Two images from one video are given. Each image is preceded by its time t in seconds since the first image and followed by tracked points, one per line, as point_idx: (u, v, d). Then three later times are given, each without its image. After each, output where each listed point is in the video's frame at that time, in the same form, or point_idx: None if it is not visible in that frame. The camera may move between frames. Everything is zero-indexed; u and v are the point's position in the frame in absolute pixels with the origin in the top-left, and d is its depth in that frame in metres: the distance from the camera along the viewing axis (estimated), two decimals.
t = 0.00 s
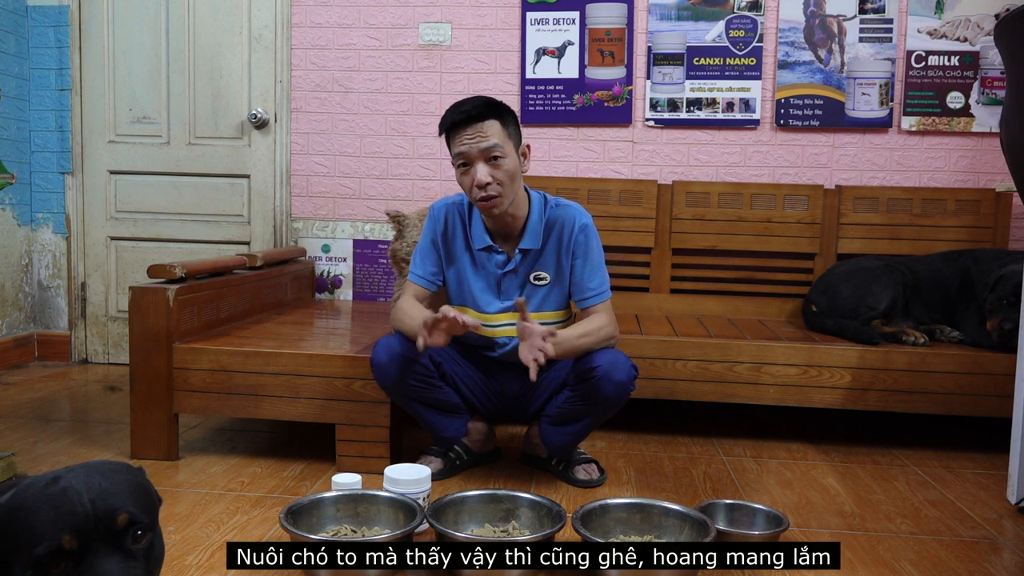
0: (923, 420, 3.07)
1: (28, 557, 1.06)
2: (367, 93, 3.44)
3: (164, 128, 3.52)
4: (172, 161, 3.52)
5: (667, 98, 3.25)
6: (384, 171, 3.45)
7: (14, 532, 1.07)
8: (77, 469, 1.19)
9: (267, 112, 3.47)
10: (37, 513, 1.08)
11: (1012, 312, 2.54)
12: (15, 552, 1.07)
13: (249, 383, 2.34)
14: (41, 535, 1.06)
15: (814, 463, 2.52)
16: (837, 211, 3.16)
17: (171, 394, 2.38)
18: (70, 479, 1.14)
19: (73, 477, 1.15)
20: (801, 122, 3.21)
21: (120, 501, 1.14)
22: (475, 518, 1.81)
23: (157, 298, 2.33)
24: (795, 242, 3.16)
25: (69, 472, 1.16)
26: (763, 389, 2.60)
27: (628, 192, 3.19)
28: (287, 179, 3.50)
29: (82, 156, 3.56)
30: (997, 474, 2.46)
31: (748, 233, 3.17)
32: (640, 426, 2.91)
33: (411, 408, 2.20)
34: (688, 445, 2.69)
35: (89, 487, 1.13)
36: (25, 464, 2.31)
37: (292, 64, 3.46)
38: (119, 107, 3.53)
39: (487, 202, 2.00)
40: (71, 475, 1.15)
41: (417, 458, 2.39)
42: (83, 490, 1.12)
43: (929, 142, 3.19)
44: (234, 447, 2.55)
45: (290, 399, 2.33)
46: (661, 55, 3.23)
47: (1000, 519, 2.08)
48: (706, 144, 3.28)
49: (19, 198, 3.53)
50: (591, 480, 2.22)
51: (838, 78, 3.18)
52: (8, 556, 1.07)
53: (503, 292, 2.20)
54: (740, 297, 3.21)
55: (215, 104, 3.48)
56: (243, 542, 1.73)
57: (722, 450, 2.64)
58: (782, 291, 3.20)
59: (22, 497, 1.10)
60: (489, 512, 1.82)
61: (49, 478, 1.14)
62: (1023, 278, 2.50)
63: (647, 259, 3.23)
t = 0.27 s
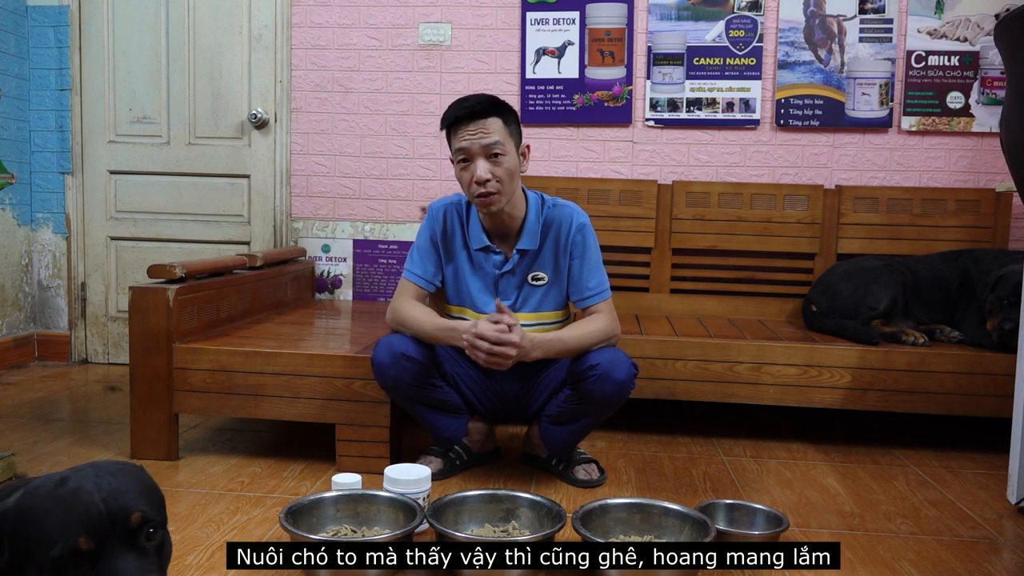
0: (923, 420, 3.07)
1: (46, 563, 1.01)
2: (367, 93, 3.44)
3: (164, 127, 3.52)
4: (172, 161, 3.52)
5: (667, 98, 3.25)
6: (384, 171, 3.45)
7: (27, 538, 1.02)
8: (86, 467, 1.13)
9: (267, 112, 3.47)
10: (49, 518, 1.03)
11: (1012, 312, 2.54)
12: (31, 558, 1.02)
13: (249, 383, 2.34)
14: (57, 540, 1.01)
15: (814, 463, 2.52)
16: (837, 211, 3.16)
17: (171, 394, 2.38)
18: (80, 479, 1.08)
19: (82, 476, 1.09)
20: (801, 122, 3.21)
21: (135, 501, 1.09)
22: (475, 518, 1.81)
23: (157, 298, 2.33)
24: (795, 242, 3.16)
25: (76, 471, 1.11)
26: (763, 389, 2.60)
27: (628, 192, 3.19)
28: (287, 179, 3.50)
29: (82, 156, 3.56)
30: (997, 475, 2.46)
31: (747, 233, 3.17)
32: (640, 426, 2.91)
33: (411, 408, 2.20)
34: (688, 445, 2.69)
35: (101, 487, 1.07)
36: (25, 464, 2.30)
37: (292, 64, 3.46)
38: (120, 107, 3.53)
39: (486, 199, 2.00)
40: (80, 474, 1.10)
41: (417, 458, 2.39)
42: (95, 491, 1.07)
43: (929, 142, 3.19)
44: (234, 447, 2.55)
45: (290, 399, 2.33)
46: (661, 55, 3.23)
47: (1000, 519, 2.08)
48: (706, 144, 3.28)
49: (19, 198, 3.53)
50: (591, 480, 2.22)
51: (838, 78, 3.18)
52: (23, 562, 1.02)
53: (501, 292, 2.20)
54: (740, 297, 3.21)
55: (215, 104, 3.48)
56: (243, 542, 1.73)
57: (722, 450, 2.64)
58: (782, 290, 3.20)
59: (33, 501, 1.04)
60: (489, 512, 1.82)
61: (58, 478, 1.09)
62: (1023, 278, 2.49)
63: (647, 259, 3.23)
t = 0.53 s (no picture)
0: (923, 420, 3.07)
1: None
2: (367, 93, 3.44)
3: (164, 128, 3.52)
4: (172, 161, 3.52)
5: (667, 98, 3.25)
6: (384, 171, 3.45)
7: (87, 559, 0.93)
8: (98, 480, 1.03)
9: (267, 112, 3.47)
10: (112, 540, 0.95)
11: (1012, 312, 2.54)
12: None
13: (249, 382, 2.34)
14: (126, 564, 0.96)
15: (814, 464, 2.52)
16: (837, 211, 3.16)
17: (171, 394, 2.38)
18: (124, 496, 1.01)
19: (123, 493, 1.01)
20: (801, 122, 3.21)
21: (174, 516, 1.04)
22: (475, 518, 1.81)
23: (157, 298, 2.33)
24: (795, 242, 3.16)
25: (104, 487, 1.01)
26: (763, 389, 2.60)
27: (628, 192, 3.19)
28: (287, 179, 3.50)
29: (82, 156, 3.56)
30: (997, 475, 2.46)
31: (747, 233, 3.17)
32: (640, 426, 2.91)
33: (411, 408, 2.20)
34: (688, 445, 2.69)
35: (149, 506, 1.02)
36: (25, 464, 2.30)
37: (292, 64, 3.46)
38: (119, 107, 3.53)
39: (485, 201, 2.00)
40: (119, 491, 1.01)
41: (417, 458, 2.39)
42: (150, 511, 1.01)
43: (929, 142, 3.19)
44: (234, 447, 2.55)
45: (290, 399, 2.33)
46: (661, 55, 3.23)
47: (1000, 519, 2.08)
48: (706, 144, 3.28)
49: (19, 198, 3.53)
50: (591, 480, 2.22)
51: (838, 78, 3.18)
52: None
53: (500, 293, 2.20)
54: (740, 297, 3.21)
55: (215, 104, 3.48)
56: (242, 542, 1.72)
57: (722, 450, 2.64)
58: (782, 290, 3.20)
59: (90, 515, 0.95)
60: (489, 512, 1.82)
61: (90, 493, 0.99)
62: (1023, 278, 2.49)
63: (647, 259, 3.23)
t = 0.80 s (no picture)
0: (923, 420, 3.07)
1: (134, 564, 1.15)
2: (367, 93, 3.44)
3: (164, 128, 3.52)
4: (172, 161, 3.52)
5: (667, 98, 3.25)
6: (384, 171, 3.45)
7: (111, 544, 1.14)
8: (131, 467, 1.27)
9: (267, 112, 3.47)
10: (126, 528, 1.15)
11: (1012, 312, 2.54)
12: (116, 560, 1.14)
13: (249, 382, 2.34)
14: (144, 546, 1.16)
15: (814, 464, 2.52)
16: (837, 211, 3.16)
17: (171, 394, 2.38)
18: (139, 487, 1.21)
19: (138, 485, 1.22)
20: (801, 122, 3.21)
21: (196, 497, 1.28)
22: (475, 518, 1.81)
23: (157, 298, 2.33)
24: (795, 242, 3.16)
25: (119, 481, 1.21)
26: (763, 389, 2.60)
27: (628, 192, 3.19)
28: (287, 179, 3.50)
29: (82, 156, 3.56)
30: (997, 475, 2.46)
31: (747, 233, 3.17)
32: (640, 426, 2.91)
33: (411, 408, 2.20)
34: (688, 445, 2.69)
35: (167, 492, 1.23)
36: (25, 464, 2.30)
37: (292, 64, 3.46)
38: (119, 107, 3.53)
39: (485, 204, 2.00)
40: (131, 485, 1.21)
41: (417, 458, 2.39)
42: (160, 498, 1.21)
43: (929, 142, 3.19)
44: (234, 447, 2.55)
45: (290, 399, 2.33)
46: (661, 55, 3.23)
47: (1000, 519, 2.08)
48: (706, 144, 3.28)
49: (19, 198, 3.53)
50: (591, 480, 2.22)
51: (838, 78, 3.18)
52: (106, 563, 1.14)
53: (500, 292, 2.20)
54: (740, 297, 3.21)
55: (215, 104, 3.48)
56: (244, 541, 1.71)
57: (722, 450, 2.64)
58: (782, 290, 3.20)
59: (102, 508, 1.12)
60: (489, 512, 1.82)
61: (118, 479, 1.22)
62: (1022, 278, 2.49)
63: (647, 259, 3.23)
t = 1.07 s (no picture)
0: (923, 420, 3.07)
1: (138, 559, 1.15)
2: (367, 93, 3.44)
3: (164, 127, 3.52)
4: (172, 161, 3.52)
5: (667, 98, 3.25)
6: (384, 171, 3.45)
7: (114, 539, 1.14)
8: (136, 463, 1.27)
9: (267, 112, 3.47)
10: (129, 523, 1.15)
11: (1012, 312, 2.54)
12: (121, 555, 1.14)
13: (249, 382, 2.34)
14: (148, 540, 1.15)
15: (814, 464, 2.52)
16: (837, 211, 3.16)
17: (171, 394, 2.38)
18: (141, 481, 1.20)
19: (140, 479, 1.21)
20: (801, 122, 3.21)
21: (200, 492, 1.27)
22: (475, 518, 1.81)
23: (157, 298, 2.33)
24: (795, 242, 3.16)
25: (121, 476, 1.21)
26: (763, 389, 2.60)
27: (628, 192, 3.19)
28: (287, 179, 3.50)
29: (82, 156, 3.56)
30: (997, 475, 2.46)
31: (747, 233, 3.17)
32: (640, 426, 2.91)
33: (411, 407, 2.20)
34: (688, 445, 2.69)
35: (169, 487, 1.22)
36: (25, 464, 2.30)
37: (292, 64, 3.46)
38: (119, 107, 3.53)
39: (485, 222, 2.00)
40: (133, 479, 1.21)
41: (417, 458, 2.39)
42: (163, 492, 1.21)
43: (929, 142, 3.19)
44: (234, 447, 2.55)
45: (290, 399, 2.33)
46: (661, 55, 3.23)
47: (1000, 519, 2.08)
48: (706, 144, 3.28)
49: (19, 198, 3.53)
50: (591, 480, 2.22)
51: (838, 78, 3.18)
52: (111, 558, 1.14)
53: (499, 294, 2.20)
54: (740, 297, 3.21)
55: (215, 104, 3.48)
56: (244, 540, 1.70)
57: (722, 450, 2.64)
58: (782, 290, 3.20)
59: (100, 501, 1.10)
60: (489, 512, 1.82)
61: (121, 474, 1.22)
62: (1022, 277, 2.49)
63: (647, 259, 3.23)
